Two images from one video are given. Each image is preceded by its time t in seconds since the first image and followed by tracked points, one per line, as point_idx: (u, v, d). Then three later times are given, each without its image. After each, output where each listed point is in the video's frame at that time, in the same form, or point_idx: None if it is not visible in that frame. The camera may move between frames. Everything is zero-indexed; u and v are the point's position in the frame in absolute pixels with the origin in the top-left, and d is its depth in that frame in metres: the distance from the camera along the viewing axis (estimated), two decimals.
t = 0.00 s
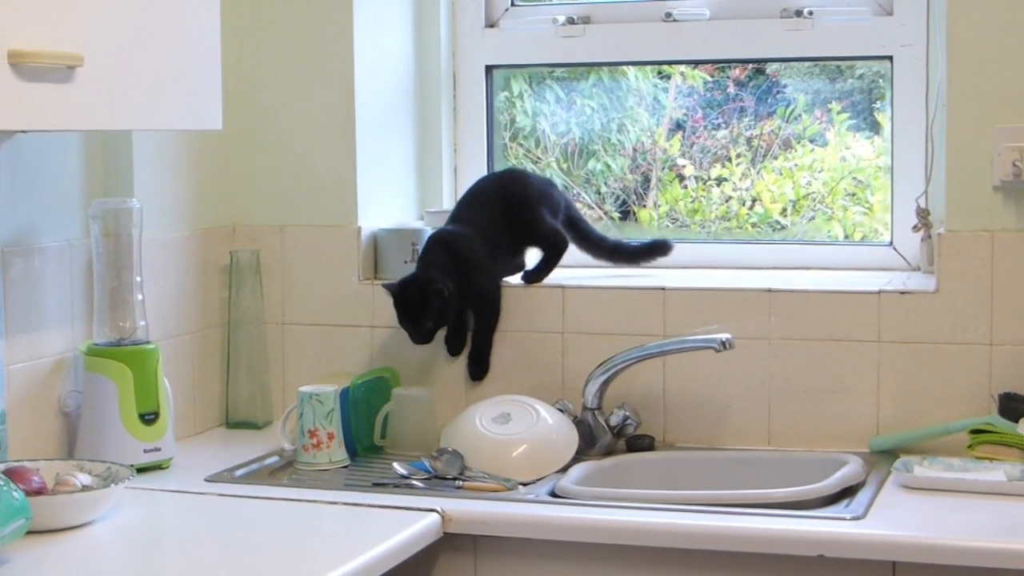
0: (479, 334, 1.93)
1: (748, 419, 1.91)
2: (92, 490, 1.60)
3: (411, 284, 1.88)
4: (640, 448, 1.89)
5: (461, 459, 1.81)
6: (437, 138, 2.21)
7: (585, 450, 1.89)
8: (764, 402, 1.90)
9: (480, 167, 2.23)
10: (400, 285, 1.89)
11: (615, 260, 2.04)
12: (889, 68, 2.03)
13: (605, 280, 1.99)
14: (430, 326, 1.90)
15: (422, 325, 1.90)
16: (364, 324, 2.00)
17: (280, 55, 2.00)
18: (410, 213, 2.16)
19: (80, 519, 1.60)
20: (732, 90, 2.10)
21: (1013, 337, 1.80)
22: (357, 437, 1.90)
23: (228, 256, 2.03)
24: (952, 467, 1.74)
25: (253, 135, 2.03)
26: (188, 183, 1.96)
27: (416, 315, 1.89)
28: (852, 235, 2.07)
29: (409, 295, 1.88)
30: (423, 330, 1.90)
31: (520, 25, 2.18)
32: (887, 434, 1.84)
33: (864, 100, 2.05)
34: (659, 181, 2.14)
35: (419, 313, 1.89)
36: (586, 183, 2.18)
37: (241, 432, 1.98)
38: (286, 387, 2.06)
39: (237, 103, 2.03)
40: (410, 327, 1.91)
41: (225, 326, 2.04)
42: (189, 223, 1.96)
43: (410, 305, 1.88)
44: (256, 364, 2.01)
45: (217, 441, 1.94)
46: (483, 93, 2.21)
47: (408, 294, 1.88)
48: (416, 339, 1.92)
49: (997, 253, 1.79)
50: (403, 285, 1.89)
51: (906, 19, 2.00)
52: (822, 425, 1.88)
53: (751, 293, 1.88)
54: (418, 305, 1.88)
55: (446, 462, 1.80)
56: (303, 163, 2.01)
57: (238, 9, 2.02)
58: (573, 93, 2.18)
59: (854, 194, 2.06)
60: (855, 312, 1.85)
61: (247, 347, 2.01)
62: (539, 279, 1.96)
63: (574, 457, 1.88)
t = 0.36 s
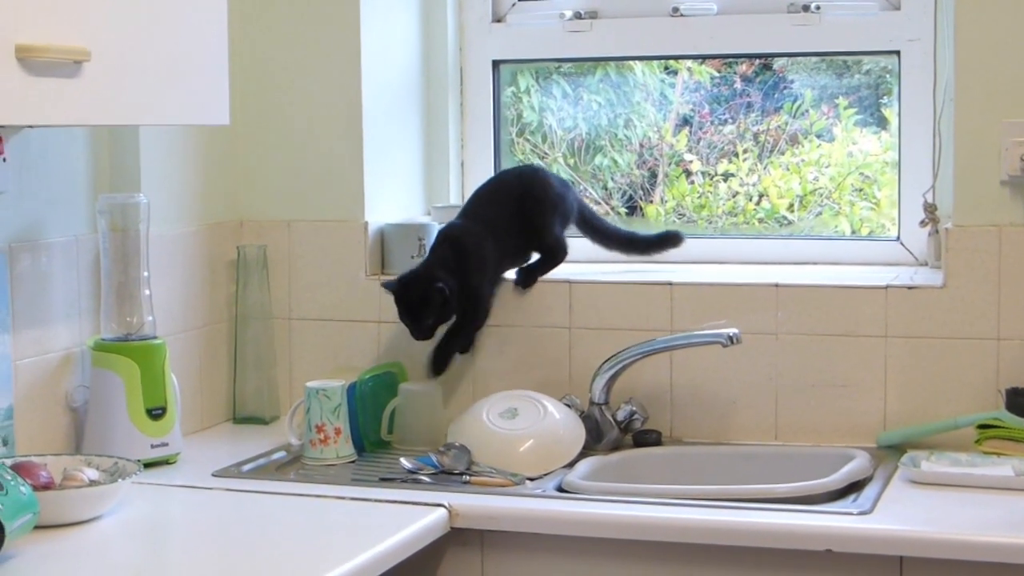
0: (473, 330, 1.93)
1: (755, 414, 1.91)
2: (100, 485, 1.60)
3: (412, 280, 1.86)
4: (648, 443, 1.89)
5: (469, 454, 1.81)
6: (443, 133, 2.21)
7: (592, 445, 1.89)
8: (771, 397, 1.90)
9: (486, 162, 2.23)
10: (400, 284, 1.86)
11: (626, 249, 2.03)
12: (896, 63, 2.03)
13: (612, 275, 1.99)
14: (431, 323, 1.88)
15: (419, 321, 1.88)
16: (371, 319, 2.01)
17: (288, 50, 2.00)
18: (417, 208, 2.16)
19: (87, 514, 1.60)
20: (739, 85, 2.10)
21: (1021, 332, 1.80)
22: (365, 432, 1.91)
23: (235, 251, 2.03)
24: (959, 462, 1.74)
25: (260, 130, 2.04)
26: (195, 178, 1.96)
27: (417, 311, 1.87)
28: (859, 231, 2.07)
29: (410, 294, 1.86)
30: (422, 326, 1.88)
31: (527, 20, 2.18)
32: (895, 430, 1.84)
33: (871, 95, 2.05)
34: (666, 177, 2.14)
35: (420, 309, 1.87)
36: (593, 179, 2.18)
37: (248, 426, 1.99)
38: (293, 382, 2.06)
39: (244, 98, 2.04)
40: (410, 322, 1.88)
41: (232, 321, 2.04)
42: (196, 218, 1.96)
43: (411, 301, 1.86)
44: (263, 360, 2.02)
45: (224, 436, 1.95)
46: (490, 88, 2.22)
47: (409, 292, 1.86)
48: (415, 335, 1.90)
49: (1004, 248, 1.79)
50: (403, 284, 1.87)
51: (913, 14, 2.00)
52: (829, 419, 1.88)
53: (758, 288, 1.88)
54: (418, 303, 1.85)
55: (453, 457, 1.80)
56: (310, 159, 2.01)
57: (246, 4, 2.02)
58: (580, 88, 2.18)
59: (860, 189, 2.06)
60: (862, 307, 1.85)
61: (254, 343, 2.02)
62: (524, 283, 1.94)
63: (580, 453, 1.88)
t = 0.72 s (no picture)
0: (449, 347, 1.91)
1: (763, 407, 1.91)
2: (109, 477, 1.60)
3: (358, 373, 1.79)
4: (655, 436, 1.89)
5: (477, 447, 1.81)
6: (451, 126, 2.21)
7: (600, 438, 1.89)
8: (779, 390, 1.90)
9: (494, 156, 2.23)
10: (348, 397, 1.77)
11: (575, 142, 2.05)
12: (904, 56, 2.03)
13: (621, 268, 2.00)
14: (405, 390, 1.78)
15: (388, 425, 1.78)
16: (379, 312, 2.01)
17: (295, 43, 2.01)
18: (425, 201, 2.17)
19: (97, 506, 1.61)
20: (745, 79, 2.10)
21: None
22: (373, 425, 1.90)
23: (243, 244, 2.03)
24: (968, 455, 1.73)
25: (268, 124, 2.04)
26: (202, 170, 1.96)
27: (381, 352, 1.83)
28: (866, 224, 2.07)
29: (365, 408, 1.76)
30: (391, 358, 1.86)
31: (535, 13, 2.19)
32: (903, 423, 1.84)
33: (877, 88, 2.05)
34: (673, 170, 2.14)
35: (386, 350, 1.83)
36: (599, 171, 2.18)
37: (257, 419, 1.99)
38: (302, 375, 2.06)
39: (251, 91, 2.04)
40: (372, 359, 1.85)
41: (240, 314, 2.04)
42: (203, 211, 1.96)
43: (371, 397, 1.76)
44: (270, 354, 2.02)
45: (232, 429, 1.95)
46: (498, 81, 2.22)
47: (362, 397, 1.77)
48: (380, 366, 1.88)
49: (1013, 240, 1.79)
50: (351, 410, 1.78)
51: (922, 6, 2.00)
52: (837, 413, 1.88)
53: (767, 281, 1.88)
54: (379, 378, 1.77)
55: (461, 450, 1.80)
56: (317, 152, 2.01)
57: None
58: (587, 81, 2.18)
59: (868, 182, 2.06)
60: (870, 299, 1.85)
61: (262, 336, 2.02)
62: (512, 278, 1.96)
63: (589, 445, 1.88)
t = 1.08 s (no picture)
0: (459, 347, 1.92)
1: (778, 400, 1.91)
2: (126, 469, 1.61)
3: (375, 385, 1.79)
4: (670, 429, 1.90)
5: (491, 439, 1.81)
6: (466, 119, 2.22)
7: (616, 430, 1.90)
8: (794, 383, 1.90)
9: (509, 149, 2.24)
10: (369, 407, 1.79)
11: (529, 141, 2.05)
12: (918, 50, 2.03)
13: (636, 260, 2.00)
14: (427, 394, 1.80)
15: (416, 433, 1.79)
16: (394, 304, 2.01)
17: (310, 36, 2.01)
18: (440, 194, 2.17)
19: (113, 497, 1.61)
20: (759, 72, 2.10)
21: None
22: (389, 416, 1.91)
23: (259, 237, 2.04)
24: (983, 448, 1.73)
25: (284, 118, 2.04)
26: (217, 163, 1.97)
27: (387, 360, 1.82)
28: (881, 217, 2.07)
29: (389, 414, 1.78)
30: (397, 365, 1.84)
31: (550, 5, 2.19)
32: (918, 416, 1.84)
33: (892, 82, 2.05)
34: (687, 163, 2.14)
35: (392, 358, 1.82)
36: (613, 165, 2.18)
37: (273, 411, 2.00)
38: (317, 367, 2.06)
39: (266, 84, 2.04)
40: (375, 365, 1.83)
41: (255, 306, 2.05)
42: (218, 204, 1.97)
43: (397, 404, 1.78)
44: (287, 345, 2.03)
45: (248, 421, 1.96)
46: (513, 74, 2.22)
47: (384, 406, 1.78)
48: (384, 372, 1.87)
49: None
50: (372, 418, 1.79)
51: None
52: (851, 406, 1.88)
53: (781, 274, 1.89)
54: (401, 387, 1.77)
55: (476, 443, 1.80)
56: (332, 146, 2.02)
57: None
58: (601, 75, 2.18)
59: (882, 176, 2.06)
60: (886, 293, 1.85)
61: (279, 328, 2.03)
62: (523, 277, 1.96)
63: (604, 438, 1.88)
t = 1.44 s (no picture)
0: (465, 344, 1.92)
1: (792, 394, 1.91)
2: (140, 461, 1.60)
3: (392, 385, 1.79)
4: (684, 422, 1.89)
5: (503, 433, 1.82)
6: (479, 112, 2.22)
7: (630, 424, 1.90)
8: (808, 376, 1.90)
9: (522, 142, 2.23)
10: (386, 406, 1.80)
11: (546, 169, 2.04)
12: (933, 43, 2.02)
13: (650, 254, 2.00)
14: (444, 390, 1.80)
15: (432, 429, 1.79)
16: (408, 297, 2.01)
17: (324, 30, 2.01)
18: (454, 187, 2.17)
19: (128, 490, 1.61)
20: (773, 66, 2.10)
21: None
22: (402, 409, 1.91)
23: (273, 230, 2.04)
24: (998, 442, 1.73)
25: (298, 112, 2.04)
26: (232, 157, 1.97)
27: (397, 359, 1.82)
28: (895, 211, 2.07)
29: (405, 410, 1.78)
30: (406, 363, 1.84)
31: None
32: (933, 410, 1.83)
33: (906, 76, 2.04)
34: (700, 157, 2.14)
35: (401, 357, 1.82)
36: (627, 159, 2.18)
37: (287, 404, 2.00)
38: (331, 361, 2.07)
39: (281, 77, 2.05)
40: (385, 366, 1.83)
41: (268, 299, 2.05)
42: (232, 197, 1.97)
43: (413, 401, 1.78)
44: (301, 339, 2.04)
45: (262, 414, 1.96)
46: (527, 67, 2.22)
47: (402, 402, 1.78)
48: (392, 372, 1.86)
49: None
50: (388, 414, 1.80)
51: None
52: (866, 400, 1.88)
53: (795, 268, 1.89)
54: (418, 383, 1.77)
55: (488, 437, 1.81)
56: (346, 140, 2.02)
57: None
58: (614, 68, 2.18)
59: (896, 170, 2.05)
60: (900, 286, 1.85)
61: (292, 321, 2.04)
62: (528, 272, 1.96)
63: (618, 431, 1.88)
